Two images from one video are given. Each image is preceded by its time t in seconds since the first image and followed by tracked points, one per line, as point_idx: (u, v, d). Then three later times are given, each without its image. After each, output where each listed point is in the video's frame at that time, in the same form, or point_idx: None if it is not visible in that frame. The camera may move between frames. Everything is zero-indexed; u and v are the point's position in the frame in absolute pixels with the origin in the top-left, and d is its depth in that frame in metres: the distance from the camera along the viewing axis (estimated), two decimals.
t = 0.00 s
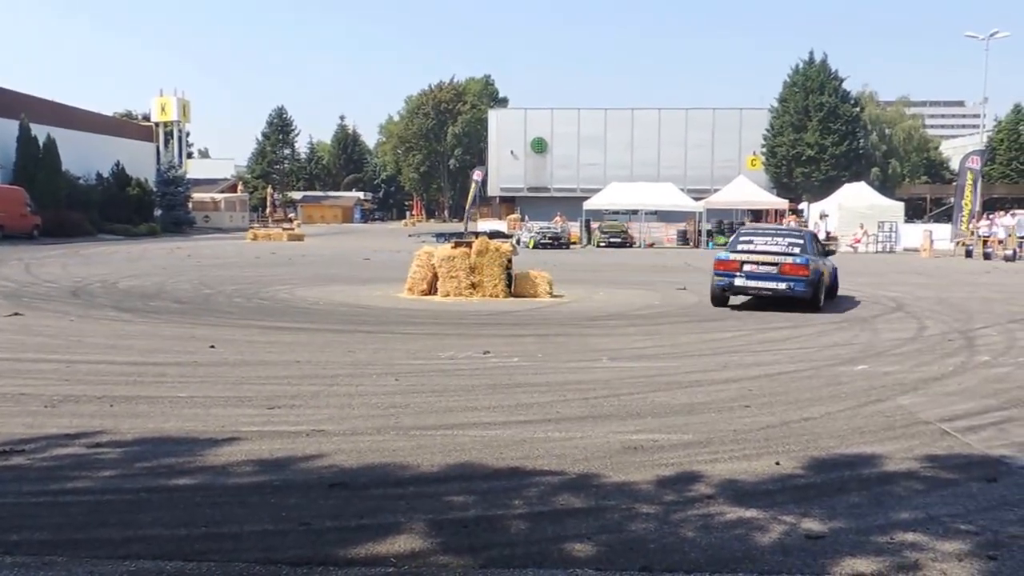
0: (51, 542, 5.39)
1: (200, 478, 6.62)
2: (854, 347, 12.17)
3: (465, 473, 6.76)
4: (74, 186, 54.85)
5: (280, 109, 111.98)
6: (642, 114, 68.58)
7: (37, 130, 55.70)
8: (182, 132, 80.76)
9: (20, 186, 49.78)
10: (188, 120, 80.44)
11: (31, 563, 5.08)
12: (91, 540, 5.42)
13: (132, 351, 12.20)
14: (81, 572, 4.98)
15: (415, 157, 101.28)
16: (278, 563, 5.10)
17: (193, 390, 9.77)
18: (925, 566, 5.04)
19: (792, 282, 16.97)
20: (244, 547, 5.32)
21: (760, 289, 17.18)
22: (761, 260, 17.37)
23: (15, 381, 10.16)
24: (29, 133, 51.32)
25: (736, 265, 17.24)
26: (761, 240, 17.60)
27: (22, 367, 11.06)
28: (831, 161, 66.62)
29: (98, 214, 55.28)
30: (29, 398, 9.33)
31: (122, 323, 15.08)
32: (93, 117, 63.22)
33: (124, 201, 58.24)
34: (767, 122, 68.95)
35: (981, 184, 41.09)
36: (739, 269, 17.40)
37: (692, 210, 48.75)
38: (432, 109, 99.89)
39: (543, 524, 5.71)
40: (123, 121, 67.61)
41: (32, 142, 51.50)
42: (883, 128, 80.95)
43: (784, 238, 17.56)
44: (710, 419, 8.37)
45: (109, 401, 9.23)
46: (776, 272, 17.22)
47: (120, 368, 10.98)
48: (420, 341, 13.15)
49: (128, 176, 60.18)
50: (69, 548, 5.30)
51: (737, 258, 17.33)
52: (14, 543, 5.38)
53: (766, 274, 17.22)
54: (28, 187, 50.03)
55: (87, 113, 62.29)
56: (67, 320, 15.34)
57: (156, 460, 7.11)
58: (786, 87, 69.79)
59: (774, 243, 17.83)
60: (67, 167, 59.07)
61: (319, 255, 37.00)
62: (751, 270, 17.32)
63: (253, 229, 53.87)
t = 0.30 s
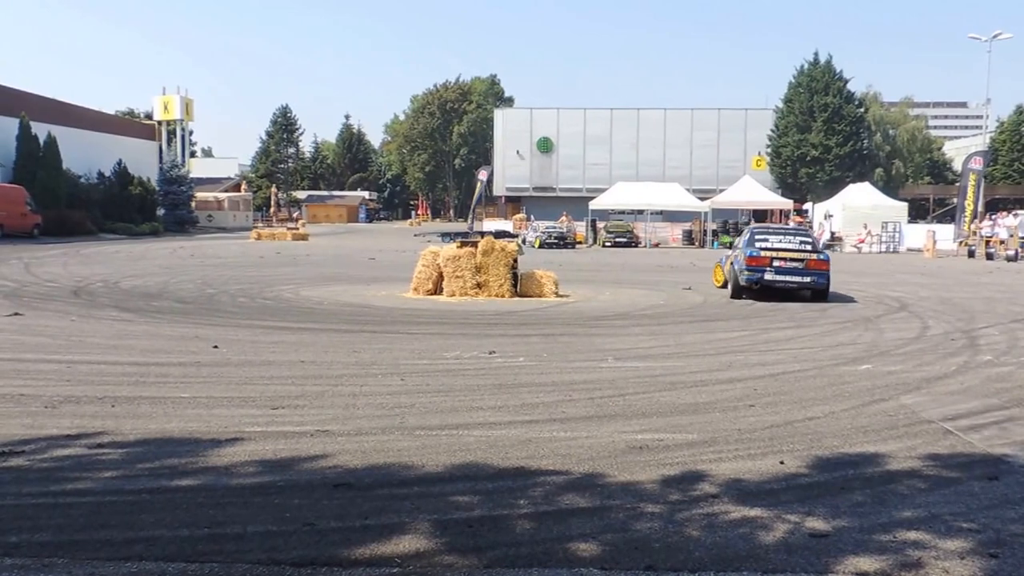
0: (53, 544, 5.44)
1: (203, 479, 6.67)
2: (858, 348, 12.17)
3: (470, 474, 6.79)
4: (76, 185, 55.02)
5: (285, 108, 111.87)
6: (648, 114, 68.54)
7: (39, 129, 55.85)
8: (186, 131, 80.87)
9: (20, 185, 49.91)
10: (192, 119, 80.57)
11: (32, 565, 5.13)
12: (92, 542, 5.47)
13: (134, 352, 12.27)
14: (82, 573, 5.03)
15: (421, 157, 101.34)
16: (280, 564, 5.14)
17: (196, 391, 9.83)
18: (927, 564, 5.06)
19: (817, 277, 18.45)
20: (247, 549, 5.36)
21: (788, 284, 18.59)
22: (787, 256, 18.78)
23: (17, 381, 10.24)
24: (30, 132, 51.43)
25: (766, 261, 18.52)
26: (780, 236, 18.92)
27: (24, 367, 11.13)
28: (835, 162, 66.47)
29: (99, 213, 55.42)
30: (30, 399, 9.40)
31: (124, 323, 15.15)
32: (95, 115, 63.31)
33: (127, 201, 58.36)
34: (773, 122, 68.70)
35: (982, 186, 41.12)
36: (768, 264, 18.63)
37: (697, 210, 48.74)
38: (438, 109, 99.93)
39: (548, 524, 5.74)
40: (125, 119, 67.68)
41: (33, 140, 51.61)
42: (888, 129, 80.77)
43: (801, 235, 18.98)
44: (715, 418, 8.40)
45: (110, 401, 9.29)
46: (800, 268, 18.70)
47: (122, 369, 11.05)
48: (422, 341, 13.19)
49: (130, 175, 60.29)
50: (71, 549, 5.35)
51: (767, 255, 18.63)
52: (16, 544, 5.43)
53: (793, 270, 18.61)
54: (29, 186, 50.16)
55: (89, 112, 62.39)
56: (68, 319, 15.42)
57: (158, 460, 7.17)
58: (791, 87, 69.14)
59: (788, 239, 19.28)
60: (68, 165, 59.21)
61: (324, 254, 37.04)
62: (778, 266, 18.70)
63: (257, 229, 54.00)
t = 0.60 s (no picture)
0: (61, 542, 5.46)
1: (209, 478, 6.68)
2: (864, 348, 12.14)
3: (476, 473, 6.79)
4: (83, 185, 55.13)
5: (291, 108, 112.30)
6: (653, 114, 68.45)
7: (46, 129, 55.91)
8: (192, 131, 80.95)
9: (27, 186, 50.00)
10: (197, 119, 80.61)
11: (38, 564, 5.14)
12: (100, 540, 5.48)
13: (141, 352, 12.27)
14: (89, 572, 5.04)
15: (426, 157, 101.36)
16: (287, 564, 5.15)
17: (203, 390, 9.83)
18: (935, 565, 5.05)
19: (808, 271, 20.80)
20: (253, 548, 5.36)
21: (781, 277, 20.79)
22: (779, 252, 21.00)
23: (24, 381, 10.25)
24: (37, 132, 51.50)
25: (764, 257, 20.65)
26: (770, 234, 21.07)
27: (31, 367, 11.13)
28: (841, 162, 66.41)
29: (105, 213, 55.53)
30: (37, 398, 9.43)
31: (131, 323, 15.17)
32: (102, 115, 63.39)
33: (134, 201, 58.47)
34: (778, 122, 68.76)
35: (989, 186, 41.07)
36: (766, 260, 20.80)
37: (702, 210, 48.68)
38: (443, 109, 100.05)
39: (555, 524, 5.74)
40: (131, 119, 67.77)
41: (40, 141, 51.71)
42: (893, 128, 80.63)
43: (785, 234, 21.31)
44: (721, 418, 8.40)
45: (117, 401, 9.30)
46: (789, 263, 20.97)
47: (128, 368, 11.06)
48: (428, 341, 13.18)
49: (137, 175, 60.41)
50: (77, 548, 5.37)
51: (764, 251, 20.76)
52: (24, 542, 5.45)
53: (785, 264, 20.89)
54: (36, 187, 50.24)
55: (95, 112, 62.45)
56: (75, 319, 15.44)
57: (166, 460, 7.18)
58: (796, 86, 69.10)
59: (770, 238, 21.54)
60: (75, 166, 59.31)
61: (329, 254, 37.04)
62: (773, 261, 20.88)
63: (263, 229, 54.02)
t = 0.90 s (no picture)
0: (72, 540, 5.48)
1: (218, 478, 6.69)
2: (873, 348, 12.11)
3: (484, 473, 6.79)
4: (92, 185, 55.23)
5: (297, 108, 112.48)
6: (659, 114, 68.48)
7: (55, 129, 56.01)
8: (199, 131, 81.06)
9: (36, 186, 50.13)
10: (205, 120, 80.71)
11: (48, 562, 5.16)
12: (110, 539, 5.51)
13: (149, 352, 12.28)
14: (100, 571, 5.06)
15: (433, 157, 101.43)
16: (295, 563, 5.16)
17: (211, 390, 9.85)
18: (945, 566, 5.04)
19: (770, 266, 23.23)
20: (261, 548, 5.37)
21: (753, 270, 22.96)
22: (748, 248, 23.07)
23: (33, 381, 10.27)
24: (46, 133, 51.59)
25: (740, 253, 22.80)
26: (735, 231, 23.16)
27: (40, 366, 11.16)
28: (848, 161, 65.94)
29: (114, 214, 55.63)
30: (48, 398, 9.46)
31: (140, 323, 15.21)
32: (110, 115, 63.47)
33: (142, 201, 58.58)
34: (785, 121, 68.52)
35: (997, 185, 40.90)
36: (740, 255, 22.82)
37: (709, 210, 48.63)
38: (450, 109, 100.11)
39: (563, 524, 5.74)
40: (139, 120, 67.84)
41: (49, 142, 51.80)
42: (901, 127, 80.23)
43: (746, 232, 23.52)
44: (729, 419, 8.39)
45: (127, 401, 9.32)
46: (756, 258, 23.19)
47: (137, 368, 11.07)
48: (435, 341, 13.19)
49: (145, 176, 60.53)
50: (89, 546, 5.39)
51: (739, 248, 22.85)
52: (36, 541, 5.47)
53: (755, 259, 23.03)
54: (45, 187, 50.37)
55: (104, 112, 62.53)
56: (86, 319, 15.49)
57: (176, 459, 7.20)
58: (803, 85, 68.73)
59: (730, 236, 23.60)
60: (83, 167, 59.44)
61: (337, 254, 37.07)
62: (746, 256, 22.95)
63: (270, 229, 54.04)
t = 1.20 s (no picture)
0: (84, 539, 5.51)
1: (229, 477, 6.71)
2: (883, 347, 12.09)
3: (494, 473, 6.79)
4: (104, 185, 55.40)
5: (307, 109, 113.08)
6: (668, 114, 68.42)
7: (66, 129, 56.18)
8: (209, 132, 81.25)
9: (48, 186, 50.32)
10: (215, 120, 80.88)
11: (61, 560, 5.19)
12: (122, 538, 5.53)
13: (160, 351, 12.30)
14: (112, 569, 5.08)
15: (441, 157, 101.53)
16: (307, 562, 5.17)
17: (221, 390, 9.87)
18: (957, 567, 5.02)
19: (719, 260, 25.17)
20: (272, 547, 5.39)
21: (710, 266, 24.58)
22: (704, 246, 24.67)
23: (45, 380, 10.30)
24: (57, 132, 51.76)
25: (701, 250, 24.43)
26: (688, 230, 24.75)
27: (51, 366, 11.20)
28: (857, 161, 66.00)
29: (125, 214, 55.75)
30: (59, 397, 9.50)
31: (150, 322, 15.26)
32: (121, 115, 63.62)
33: (152, 202, 58.75)
34: (794, 121, 68.49)
35: (1008, 184, 40.75)
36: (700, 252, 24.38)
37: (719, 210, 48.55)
38: (459, 109, 100.23)
39: (573, 524, 5.73)
40: (150, 120, 67.99)
41: (61, 142, 51.98)
42: (911, 127, 80.05)
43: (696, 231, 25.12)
44: (739, 419, 8.38)
45: (138, 400, 9.34)
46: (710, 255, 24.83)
47: (148, 368, 11.09)
48: (445, 341, 13.20)
49: (156, 176, 60.71)
50: (101, 546, 5.41)
51: (700, 245, 24.39)
52: (48, 540, 5.50)
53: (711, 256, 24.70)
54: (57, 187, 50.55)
55: (115, 112, 62.69)
56: (97, 319, 15.53)
57: (187, 459, 7.22)
58: (812, 85, 68.65)
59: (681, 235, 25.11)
60: (94, 166, 59.64)
61: (347, 255, 37.12)
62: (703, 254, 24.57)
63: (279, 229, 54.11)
